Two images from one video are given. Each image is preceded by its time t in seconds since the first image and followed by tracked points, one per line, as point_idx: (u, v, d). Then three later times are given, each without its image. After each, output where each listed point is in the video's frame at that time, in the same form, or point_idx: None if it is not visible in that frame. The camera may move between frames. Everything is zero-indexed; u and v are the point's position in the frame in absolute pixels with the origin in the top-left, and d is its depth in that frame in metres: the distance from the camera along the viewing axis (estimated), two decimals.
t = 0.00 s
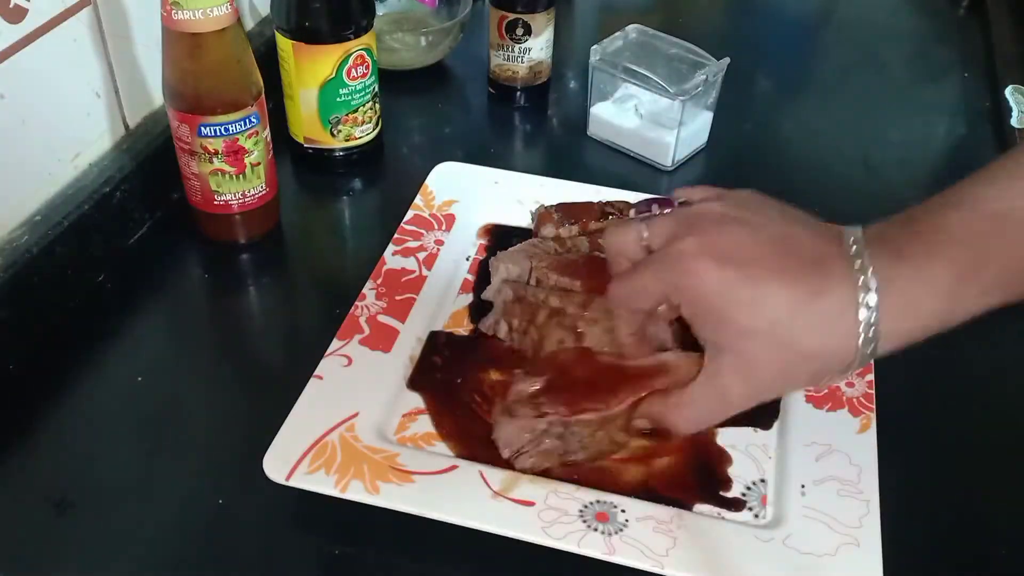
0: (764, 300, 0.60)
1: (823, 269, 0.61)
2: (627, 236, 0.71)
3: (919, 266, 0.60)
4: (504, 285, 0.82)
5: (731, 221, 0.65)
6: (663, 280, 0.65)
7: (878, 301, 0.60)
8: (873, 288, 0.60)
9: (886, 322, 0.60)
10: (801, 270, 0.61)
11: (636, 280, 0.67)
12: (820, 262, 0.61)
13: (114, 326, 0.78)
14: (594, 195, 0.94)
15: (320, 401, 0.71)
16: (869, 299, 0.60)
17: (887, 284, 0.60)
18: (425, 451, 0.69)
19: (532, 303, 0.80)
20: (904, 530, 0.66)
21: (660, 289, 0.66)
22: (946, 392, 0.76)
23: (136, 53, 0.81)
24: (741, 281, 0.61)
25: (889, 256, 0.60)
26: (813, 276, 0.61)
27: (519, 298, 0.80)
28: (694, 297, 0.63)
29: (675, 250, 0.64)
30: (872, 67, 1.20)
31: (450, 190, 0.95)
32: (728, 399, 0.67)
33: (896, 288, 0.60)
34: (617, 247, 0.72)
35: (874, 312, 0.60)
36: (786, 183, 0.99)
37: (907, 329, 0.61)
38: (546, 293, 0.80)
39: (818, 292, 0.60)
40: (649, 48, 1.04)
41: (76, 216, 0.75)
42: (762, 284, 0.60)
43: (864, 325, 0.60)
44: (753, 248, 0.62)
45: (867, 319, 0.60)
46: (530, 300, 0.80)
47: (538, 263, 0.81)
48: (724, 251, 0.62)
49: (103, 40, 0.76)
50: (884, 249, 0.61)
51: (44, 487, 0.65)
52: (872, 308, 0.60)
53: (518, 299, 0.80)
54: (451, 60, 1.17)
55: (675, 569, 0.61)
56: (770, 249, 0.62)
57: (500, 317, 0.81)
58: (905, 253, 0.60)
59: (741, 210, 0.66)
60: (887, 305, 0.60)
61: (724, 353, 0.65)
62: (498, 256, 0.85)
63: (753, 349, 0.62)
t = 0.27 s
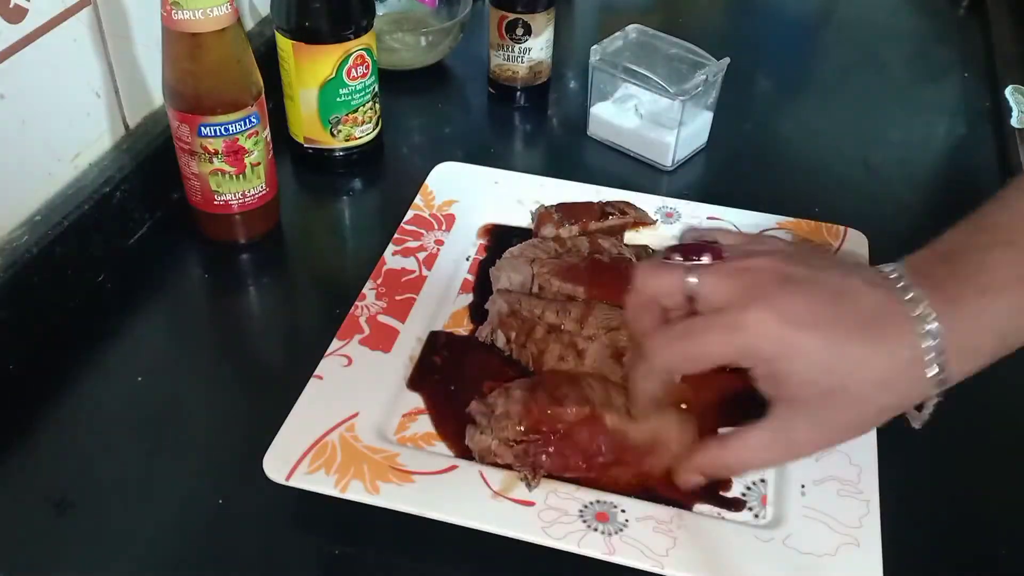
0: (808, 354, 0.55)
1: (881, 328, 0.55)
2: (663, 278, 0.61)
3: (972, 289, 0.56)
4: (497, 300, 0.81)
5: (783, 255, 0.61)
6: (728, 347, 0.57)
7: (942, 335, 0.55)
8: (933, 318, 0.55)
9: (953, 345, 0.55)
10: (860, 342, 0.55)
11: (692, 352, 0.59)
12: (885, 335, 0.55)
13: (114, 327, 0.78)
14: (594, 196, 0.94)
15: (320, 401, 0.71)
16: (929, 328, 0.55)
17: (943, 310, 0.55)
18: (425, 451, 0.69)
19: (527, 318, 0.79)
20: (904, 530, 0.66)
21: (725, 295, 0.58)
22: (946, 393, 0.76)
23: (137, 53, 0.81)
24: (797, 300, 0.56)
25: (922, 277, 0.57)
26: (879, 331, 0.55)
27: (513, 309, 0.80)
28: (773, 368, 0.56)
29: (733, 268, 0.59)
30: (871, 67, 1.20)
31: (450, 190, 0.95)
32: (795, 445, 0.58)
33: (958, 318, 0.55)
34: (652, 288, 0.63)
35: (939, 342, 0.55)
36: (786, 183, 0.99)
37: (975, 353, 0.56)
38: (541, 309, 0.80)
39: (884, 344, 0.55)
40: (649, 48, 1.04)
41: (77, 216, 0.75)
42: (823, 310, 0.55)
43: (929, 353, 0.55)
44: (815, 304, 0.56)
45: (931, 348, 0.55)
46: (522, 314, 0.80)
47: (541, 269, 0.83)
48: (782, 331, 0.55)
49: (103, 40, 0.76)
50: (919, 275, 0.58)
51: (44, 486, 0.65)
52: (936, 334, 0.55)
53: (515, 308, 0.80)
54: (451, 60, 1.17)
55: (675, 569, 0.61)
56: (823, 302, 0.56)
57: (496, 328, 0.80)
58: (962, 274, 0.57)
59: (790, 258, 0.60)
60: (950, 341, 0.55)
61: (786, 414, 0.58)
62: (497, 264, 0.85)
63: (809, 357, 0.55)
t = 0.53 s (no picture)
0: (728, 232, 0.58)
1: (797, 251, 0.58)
2: (628, 189, 0.68)
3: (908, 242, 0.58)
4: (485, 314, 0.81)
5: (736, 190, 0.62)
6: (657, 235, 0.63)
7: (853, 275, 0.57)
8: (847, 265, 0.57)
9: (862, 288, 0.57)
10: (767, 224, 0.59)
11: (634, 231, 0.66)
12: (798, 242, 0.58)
13: (114, 327, 0.78)
14: (594, 196, 0.94)
15: (320, 401, 0.71)
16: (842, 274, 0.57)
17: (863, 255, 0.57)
18: (425, 451, 0.69)
19: (516, 323, 0.80)
20: (904, 530, 0.66)
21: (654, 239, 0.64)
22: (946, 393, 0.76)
23: (137, 53, 0.81)
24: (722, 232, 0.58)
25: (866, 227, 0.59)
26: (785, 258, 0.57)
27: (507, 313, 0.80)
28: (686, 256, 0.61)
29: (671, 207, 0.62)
30: (872, 68, 1.20)
31: (450, 190, 0.95)
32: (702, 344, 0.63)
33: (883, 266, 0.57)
34: (619, 197, 0.70)
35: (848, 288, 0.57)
36: (786, 183, 0.99)
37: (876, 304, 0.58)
38: (528, 315, 0.80)
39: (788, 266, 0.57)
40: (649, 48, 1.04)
41: (77, 216, 0.75)
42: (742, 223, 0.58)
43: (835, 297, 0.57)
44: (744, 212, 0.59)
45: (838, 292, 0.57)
46: (515, 322, 0.80)
47: (540, 268, 0.83)
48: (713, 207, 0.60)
49: (103, 40, 0.76)
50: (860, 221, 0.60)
51: (44, 486, 0.65)
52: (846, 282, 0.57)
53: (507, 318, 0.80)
54: (451, 60, 1.17)
55: (675, 569, 0.61)
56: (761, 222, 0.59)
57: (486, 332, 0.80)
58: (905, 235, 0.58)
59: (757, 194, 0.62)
60: (859, 286, 0.57)
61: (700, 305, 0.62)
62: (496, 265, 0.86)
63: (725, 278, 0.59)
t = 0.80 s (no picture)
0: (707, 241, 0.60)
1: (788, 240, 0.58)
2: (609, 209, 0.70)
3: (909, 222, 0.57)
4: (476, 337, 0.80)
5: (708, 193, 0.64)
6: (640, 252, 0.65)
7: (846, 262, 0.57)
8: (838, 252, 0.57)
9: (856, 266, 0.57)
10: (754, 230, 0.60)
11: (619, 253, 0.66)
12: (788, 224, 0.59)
13: (114, 326, 0.78)
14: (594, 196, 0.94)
15: (320, 401, 0.71)
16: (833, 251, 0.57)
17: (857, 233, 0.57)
18: (425, 451, 0.69)
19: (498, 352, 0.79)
20: (904, 530, 0.66)
21: (642, 259, 0.65)
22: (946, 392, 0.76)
23: (137, 53, 0.81)
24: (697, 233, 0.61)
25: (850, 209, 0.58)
26: (768, 266, 0.58)
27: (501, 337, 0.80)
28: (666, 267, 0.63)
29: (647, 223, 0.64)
30: (872, 68, 1.20)
31: (450, 190, 0.95)
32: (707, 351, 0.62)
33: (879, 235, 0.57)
34: (602, 222, 0.71)
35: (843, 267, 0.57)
36: (785, 183, 0.99)
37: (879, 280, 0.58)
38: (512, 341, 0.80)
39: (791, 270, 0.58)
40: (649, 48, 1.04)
41: (77, 216, 0.75)
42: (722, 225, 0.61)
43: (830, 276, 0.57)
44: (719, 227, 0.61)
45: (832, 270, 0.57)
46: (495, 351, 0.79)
47: (540, 269, 0.83)
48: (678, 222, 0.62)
49: (103, 40, 0.76)
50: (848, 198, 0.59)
51: (44, 486, 0.65)
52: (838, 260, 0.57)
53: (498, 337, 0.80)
54: (451, 60, 1.17)
55: (675, 569, 0.61)
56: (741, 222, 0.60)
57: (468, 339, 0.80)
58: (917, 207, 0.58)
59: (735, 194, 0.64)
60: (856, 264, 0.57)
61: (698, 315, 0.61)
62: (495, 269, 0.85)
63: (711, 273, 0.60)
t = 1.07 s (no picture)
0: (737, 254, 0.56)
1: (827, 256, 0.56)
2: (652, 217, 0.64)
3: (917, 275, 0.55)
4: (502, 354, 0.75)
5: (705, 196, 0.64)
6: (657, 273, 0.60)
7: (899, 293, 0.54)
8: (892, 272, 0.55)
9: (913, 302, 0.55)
10: (828, 254, 0.56)
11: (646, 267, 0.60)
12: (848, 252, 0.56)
13: (114, 326, 0.78)
14: (594, 196, 0.94)
15: (320, 401, 0.71)
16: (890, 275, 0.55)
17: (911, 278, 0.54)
18: (426, 451, 0.69)
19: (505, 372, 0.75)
20: (904, 530, 0.66)
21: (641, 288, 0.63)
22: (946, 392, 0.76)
23: (137, 53, 0.81)
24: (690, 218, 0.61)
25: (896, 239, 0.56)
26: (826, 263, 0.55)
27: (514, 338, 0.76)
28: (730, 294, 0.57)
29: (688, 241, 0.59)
30: (872, 68, 1.20)
31: (450, 190, 0.95)
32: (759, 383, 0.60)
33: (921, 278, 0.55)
34: (633, 223, 0.66)
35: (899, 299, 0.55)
36: (786, 183, 0.99)
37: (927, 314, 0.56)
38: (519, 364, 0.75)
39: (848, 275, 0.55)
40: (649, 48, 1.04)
41: (77, 216, 0.75)
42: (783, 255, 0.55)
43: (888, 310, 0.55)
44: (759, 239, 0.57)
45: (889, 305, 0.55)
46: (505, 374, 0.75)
47: (541, 269, 0.83)
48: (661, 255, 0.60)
49: (103, 40, 0.76)
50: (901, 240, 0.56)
51: (44, 486, 0.65)
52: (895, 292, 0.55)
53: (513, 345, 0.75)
54: (451, 60, 1.17)
55: (674, 569, 0.61)
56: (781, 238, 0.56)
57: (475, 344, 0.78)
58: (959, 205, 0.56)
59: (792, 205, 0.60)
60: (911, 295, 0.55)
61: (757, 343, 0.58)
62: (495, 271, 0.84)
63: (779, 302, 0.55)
